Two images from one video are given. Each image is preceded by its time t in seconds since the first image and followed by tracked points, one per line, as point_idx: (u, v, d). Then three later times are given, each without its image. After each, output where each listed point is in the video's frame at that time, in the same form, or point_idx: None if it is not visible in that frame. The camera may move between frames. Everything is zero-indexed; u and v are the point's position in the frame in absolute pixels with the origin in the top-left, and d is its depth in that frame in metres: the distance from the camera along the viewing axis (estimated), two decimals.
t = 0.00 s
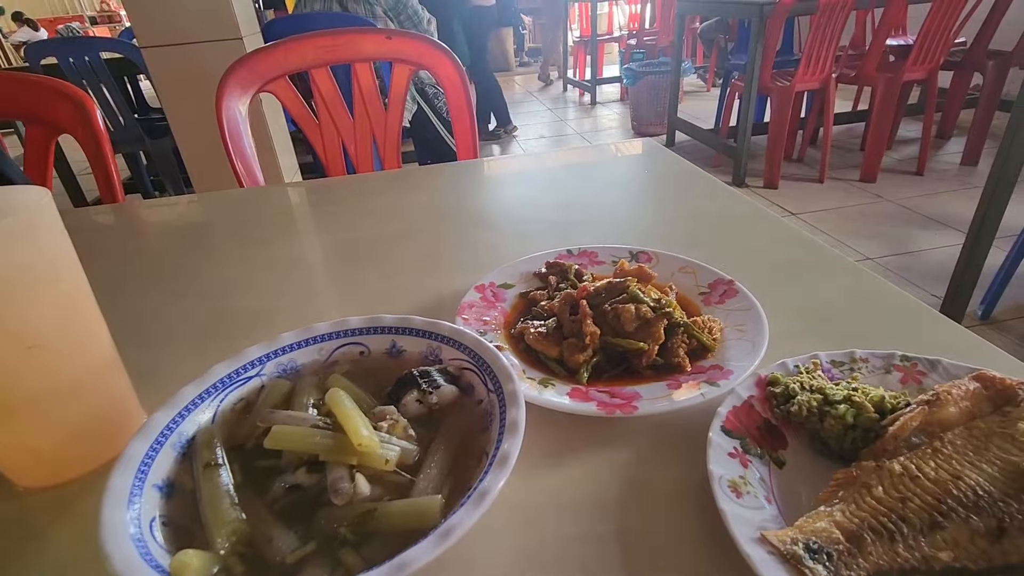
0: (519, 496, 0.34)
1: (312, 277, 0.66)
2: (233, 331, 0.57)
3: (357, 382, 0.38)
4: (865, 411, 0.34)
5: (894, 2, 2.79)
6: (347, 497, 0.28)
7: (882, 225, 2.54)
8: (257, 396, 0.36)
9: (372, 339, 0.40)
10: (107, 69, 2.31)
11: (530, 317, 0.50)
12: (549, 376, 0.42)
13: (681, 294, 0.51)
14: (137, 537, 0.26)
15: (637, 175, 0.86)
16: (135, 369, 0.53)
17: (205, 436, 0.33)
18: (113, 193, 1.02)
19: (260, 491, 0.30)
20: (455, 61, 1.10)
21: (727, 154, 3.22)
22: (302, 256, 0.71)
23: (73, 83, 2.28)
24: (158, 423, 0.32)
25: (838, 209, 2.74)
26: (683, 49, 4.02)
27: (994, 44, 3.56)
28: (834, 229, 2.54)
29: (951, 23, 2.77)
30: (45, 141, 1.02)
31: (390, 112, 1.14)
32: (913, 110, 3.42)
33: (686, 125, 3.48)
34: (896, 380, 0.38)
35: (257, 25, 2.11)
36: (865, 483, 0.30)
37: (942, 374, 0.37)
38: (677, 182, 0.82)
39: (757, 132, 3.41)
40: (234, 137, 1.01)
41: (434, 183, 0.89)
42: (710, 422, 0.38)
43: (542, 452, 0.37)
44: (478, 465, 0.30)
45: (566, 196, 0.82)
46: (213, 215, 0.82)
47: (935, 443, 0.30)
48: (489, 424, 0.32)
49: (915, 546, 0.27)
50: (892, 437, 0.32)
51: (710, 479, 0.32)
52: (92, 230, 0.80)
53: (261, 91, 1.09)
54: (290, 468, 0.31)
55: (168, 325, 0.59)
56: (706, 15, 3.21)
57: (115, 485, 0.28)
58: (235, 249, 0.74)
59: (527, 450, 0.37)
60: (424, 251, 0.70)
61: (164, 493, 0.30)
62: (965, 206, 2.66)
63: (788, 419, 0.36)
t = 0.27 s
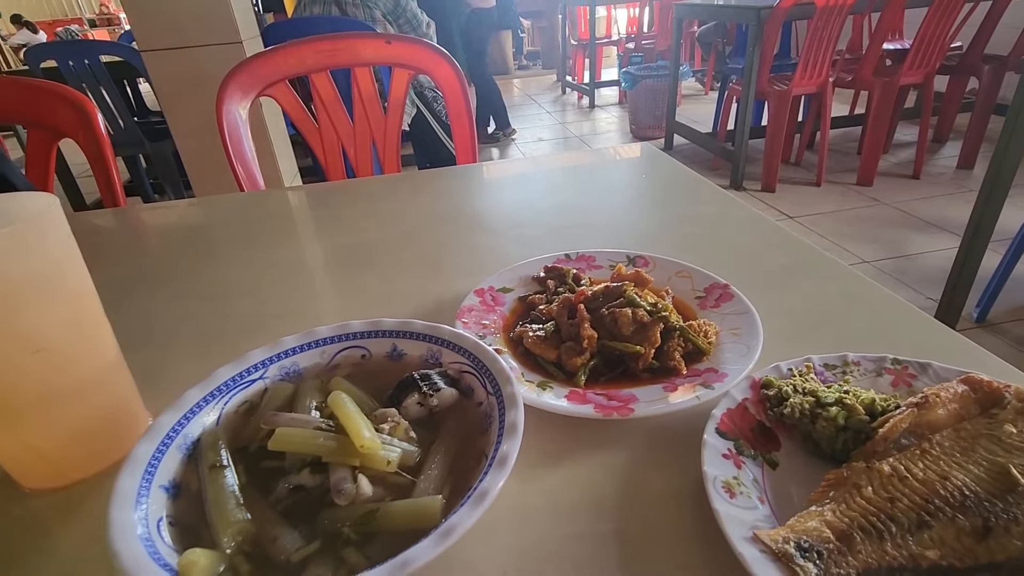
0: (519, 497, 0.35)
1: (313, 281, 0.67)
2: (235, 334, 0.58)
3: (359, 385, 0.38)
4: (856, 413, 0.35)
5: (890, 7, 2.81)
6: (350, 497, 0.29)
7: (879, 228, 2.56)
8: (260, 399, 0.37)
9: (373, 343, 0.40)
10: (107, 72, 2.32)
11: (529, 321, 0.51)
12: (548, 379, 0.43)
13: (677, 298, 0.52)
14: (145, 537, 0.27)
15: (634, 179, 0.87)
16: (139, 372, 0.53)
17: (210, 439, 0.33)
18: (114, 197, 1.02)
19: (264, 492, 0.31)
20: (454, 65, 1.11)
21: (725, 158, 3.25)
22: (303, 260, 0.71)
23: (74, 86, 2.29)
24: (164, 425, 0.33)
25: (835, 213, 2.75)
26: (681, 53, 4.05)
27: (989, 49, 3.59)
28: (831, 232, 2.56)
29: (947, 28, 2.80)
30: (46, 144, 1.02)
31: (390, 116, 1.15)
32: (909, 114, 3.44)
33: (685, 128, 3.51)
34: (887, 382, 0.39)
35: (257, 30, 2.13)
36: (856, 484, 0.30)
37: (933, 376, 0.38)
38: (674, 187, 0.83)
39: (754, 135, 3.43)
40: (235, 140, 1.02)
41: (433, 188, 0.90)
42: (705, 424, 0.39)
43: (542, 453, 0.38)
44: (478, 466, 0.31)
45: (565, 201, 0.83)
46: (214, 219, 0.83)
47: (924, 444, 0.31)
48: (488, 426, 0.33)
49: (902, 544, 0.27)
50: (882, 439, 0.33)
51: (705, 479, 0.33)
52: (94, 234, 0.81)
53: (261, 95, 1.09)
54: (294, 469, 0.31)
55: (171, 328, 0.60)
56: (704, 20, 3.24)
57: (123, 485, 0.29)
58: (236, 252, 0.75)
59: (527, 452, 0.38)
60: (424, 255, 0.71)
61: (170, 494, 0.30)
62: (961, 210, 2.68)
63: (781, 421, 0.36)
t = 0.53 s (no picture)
0: (522, 499, 0.35)
1: (314, 284, 0.67)
2: (237, 337, 0.58)
3: (361, 389, 0.39)
4: (853, 417, 0.35)
5: (885, 13, 2.84)
6: (354, 500, 0.29)
7: (875, 232, 2.57)
8: (263, 403, 0.37)
9: (374, 347, 0.41)
10: (105, 74, 2.33)
11: (529, 325, 0.51)
12: (549, 383, 0.43)
13: (676, 303, 0.52)
14: (151, 539, 0.27)
15: (632, 184, 0.88)
16: (141, 375, 0.53)
17: (214, 442, 0.34)
18: (113, 200, 1.02)
19: (268, 495, 0.31)
20: (453, 70, 1.12)
21: (722, 162, 3.26)
22: (303, 263, 0.72)
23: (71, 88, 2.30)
24: (168, 428, 0.33)
25: (832, 217, 2.77)
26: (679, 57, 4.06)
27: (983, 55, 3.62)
28: (827, 236, 2.57)
29: (941, 34, 2.83)
30: (44, 147, 1.02)
31: (389, 120, 1.15)
32: (905, 119, 3.47)
33: (682, 132, 3.54)
34: (884, 387, 0.39)
35: (255, 33, 2.13)
36: (854, 487, 0.31)
37: (928, 381, 0.39)
38: (673, 191, 0.84)
39: (751, 140, 3.45)
40: (234, 143, 1.02)
41: (433, 191, 0.90)
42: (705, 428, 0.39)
43: (544, 456, 0.38)
44: (481, 469, 0.31)
45: (564, 206, 0.83)
46: (214, 222, 0.83)
47: (920, 448, 0.32)
48: (490, 430, 0.33)
49: (900, 547, 0.28)
50: (879, 443, 0.33)
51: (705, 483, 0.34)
52: (93, 237, 0.81)
53: (260, 99, 1.10)
54: (298, 472, 0.31)
55: (172, 331, 0.60)
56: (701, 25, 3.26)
57: (129, 488, 0.29)
58: (236, 255, 0.75)
59: (528, 456, 0.38)
60: (424, 259, 0.71)
61: (175, 497, 0.30)
62: (956, 215, 2.70)
63: (779, 425, 0.37)
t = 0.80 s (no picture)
0: (515, 500, 0.36)
1: (309, 287, 0.68)
2: (232, 340, 0.58)
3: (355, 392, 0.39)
4: (838, 420, 0.36)
5: (875, 22, 2.88)
6: (349, 500, 0.30)
7: (865, 238, 2.60)
8: (259, 405, 0.38)
9: (369, 350, 0.41)
10: (98, 76, 2.32)
11: (522, 329, 0.52)
12: (541, 386, 0.44)
13: (667, 308, 0.53)
14: (148, 538, 0.27)
15: (624, 190, 0.89)
16: (135, 378, 0.53)
17: (210, 443, 0.34)
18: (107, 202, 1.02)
19: (264, 495, 0.32)
20: (449, 76, 1.13)
21: (714, 168, 3.30)
22: (299, 266, 0.72)
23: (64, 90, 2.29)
24: (163, 429, 0.33)
25: (823, 223, 2.80)
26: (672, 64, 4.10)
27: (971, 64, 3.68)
28: (818, 242, 2.60)
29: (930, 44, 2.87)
30: (39, 148, 1.02)
31: (384, 124, 1.16)
32: (894, 127, 3.51)
33: (676, 138, 3.57)
34: (869, 391, 0.40)
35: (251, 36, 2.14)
36: (837, 488, 0.32)
37: (912, 385, 0.40)
38: (666, 198, 0.85)
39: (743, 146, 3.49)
40: (229, 149, 1.03)
41: (428, 196, 0.91)
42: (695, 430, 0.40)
43: (537, 458, 0.38)
44: (474, 470, 0.32)
45: (558, 211, 0.84)
46: (209, 225, 0.84)
47: (901, 451, 0.32)
48: (483, 432, 0.34)
49: (881, 546, 0.29)
50: (862, 445, 0.34)
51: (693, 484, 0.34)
52: (88, 239, 0.81)
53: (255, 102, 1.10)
54: (294, 473, 0.32)
55: (166, 334, 0.60)
56: (695, 33, 3.29)
57: (126, 488, 0.29)
58: (231, 259, 0.75)
59: (521, 458, 0.39)
60: (419, 263, 0.72)
61: (171, 497, 0.31)
62: (945, 222, 2.74)
63: (766, 428, 0.38)
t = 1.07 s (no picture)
0: (513, 482, 0.41)
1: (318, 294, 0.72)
2: (249, 342, 0.63)
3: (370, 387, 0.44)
4: (790, 412, 0.41)
5: (856, 41, 2.99)
6: (370, 477, 0.35)
7: (846, 249, 2.69)
8: (285, 398, 0.42)
9: (381, 350, 0.46)
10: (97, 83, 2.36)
11: (516, 333, 0.57)
12: (534, 384, 0.49)
13: (648, 314, 0.58)
14: (201, 508, 0.32)
15: (611, 204, 0.95)
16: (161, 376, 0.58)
17: (245, 430, 0.39)
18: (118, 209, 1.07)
19: (295, 474, 0.37)
20: (442, 88, 1.21)
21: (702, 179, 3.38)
22: (308, 274, 0.77)
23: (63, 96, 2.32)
24: (204, 418, 0.38)
25: (806, 234, 2.88)
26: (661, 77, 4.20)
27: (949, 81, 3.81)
28: (801, 252, 2.68)
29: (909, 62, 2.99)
30: (53, 158, 1.07)
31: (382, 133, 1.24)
32: (875, 141, 3.63)
33: (664, 149, 3.66)
34: (821, 388, 0.46)
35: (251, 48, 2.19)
36: (786, 468, 0.37)
37: (858, 383, 0.45)
38: (650, 212, 0.91)
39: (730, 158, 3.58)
40: (231, 156, 1.10)
41: (427, 208, 0.96)
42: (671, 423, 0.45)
43: (532, 447, 0.44)
44: (476, 453, 0.37)
45: (549, 223, 0.90)
46: (220, 234, 0.88)
47: (841, 438, 0.38)
48: (484, 421, 0.39)
49: (819, 515, 0.34)
50: (810, 433, 0.39)
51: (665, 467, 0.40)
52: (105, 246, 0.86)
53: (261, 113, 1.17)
54: (321, 455, 0.37)
55: (187, 336, 0.65)
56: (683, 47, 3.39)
57: (178, 466, 0.34)
58: (242, 266, 0.80)
59: (518, 446, 0.44)
60: (420, 272, 0.77)
61: (215, 475, 0.36)
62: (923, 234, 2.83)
63: (730, 420, 0.43)
